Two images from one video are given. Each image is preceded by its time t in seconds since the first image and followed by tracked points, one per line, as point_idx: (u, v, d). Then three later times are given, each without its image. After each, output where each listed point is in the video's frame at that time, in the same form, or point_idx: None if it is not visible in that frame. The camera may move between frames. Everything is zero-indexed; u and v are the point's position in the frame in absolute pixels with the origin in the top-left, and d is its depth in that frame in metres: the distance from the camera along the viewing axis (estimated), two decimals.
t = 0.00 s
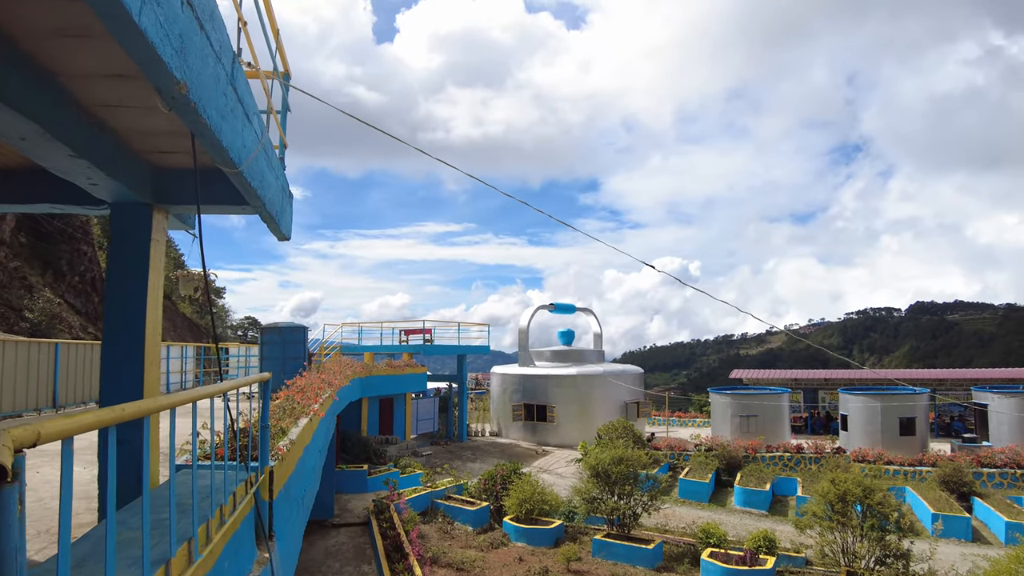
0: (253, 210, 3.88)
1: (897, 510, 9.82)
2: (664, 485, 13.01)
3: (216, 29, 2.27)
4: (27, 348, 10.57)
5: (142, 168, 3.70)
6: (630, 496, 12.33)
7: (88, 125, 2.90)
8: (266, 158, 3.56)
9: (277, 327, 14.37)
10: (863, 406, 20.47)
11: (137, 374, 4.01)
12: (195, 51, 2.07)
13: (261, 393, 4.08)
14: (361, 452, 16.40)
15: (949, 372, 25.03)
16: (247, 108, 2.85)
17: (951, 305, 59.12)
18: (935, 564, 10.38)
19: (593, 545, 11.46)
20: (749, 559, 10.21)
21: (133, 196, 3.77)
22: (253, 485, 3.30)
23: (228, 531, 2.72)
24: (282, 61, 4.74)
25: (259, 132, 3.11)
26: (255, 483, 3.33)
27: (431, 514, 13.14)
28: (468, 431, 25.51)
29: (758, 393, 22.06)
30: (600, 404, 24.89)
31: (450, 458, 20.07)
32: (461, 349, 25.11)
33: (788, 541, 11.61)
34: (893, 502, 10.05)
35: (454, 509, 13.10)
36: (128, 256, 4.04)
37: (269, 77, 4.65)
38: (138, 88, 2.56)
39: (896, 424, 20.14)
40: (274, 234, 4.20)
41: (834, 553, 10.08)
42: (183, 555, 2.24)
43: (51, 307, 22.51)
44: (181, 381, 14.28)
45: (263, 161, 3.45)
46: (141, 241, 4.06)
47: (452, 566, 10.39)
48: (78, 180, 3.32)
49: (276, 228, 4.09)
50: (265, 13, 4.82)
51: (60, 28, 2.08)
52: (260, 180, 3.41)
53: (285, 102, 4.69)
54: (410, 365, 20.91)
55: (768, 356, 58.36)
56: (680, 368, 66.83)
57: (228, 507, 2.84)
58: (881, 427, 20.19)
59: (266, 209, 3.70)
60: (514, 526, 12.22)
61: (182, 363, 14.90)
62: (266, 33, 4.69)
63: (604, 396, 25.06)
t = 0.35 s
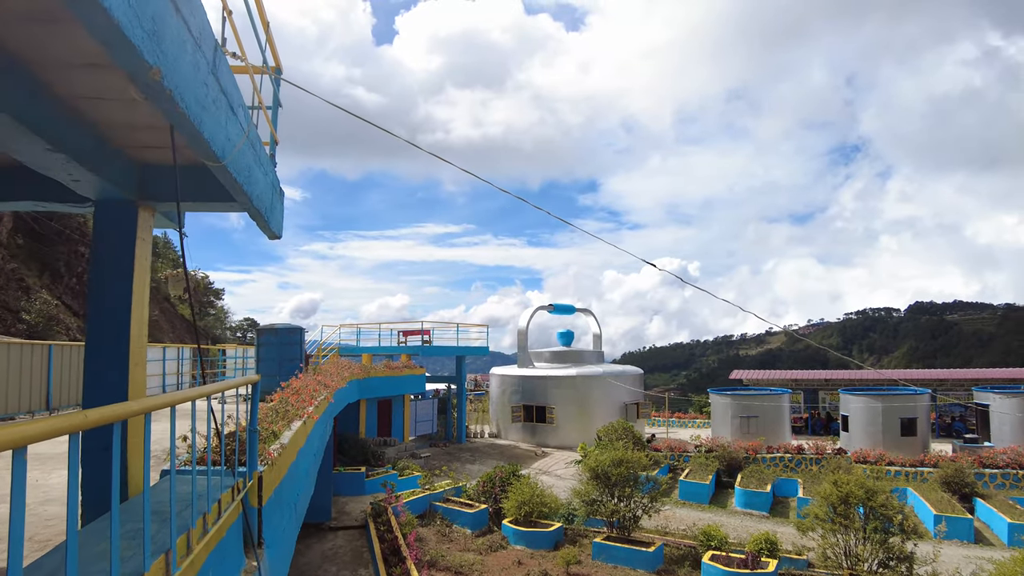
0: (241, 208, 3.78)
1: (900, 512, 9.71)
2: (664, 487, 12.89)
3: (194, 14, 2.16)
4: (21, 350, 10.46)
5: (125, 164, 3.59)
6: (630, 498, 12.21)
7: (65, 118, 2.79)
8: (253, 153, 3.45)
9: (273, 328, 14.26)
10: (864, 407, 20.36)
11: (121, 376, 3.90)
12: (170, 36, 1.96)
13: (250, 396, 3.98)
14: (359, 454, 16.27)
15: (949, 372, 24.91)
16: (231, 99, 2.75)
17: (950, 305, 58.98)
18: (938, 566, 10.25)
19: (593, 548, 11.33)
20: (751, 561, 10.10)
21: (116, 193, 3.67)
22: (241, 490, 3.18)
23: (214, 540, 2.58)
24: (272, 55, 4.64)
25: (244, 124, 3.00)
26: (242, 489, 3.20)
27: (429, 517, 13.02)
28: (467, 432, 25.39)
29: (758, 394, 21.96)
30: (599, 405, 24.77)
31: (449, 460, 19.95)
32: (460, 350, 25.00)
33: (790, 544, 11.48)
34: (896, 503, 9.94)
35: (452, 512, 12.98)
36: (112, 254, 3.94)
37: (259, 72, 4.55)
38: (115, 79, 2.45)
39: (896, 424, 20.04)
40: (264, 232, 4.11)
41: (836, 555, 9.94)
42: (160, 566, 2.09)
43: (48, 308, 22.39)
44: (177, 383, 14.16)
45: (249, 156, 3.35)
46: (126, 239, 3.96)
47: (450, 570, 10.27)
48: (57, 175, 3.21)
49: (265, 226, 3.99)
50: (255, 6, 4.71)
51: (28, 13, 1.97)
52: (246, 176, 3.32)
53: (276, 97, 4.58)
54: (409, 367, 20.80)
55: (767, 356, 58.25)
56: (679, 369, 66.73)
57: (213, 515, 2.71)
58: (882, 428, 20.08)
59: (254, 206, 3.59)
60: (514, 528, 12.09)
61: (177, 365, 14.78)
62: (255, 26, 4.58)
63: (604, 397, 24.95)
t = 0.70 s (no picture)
0: (232, 200, 3.72)
1: (905, 512, 9.61)
2: (665, 488, 12.80)
3: None
4: (17, 349, 10.33)
5: (112, 157, 3.52)
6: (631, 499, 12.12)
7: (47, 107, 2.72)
8: (242, 143, 3.39)
9: (271, 327, 14.16)
10: (865, 406, 20.26)
11: (110, 374, 3.81)
12: (150, 14, 1.90)
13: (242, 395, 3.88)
14: (358, 455, 16.17)
15: (950, 371, 24.84)
16: (218, 85, 2.70)
17: (949, 305, 58.99)
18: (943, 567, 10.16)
19: (593, 549, 11.23)
20: (754, 562, 10.00)
21: (104, 186, 3.60)
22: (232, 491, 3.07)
23: (202, 544, 2.46)
24: (266, 47, 4.54)
25: (231, 111, 2.95)
26: (234, 491, 3.10)
27: (429, 518, 12.92)
28: (466, 432, 25.30)
29: (758, 393, 21.88)
30: (600, 405, 24.68)
31: (448, 459, 19.85)
32: (459, 350, 24.91)
33: (792, 544, 11.38)
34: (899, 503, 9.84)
35: (451, 513, 12.87)
36: (101, 248, 3.85)
37: (252, 63, 4.46)
38: (98, 66, 2.39)
39: (898, 423, 19.96)
40: (258, 227, 4.04)
41: (839, 556, 9.84)
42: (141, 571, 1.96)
43: (46, 308, 22.27)
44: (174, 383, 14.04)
45: (238, 146, 3.29)
46: (115, 234, 3.86)
47: (449, 570, 10.17)
48: (41, 167, 3.14)
49: (259, 220, 3.93)
50: None
51: None
52: (236, 166, 3.27)
53: (269, 90, 4.50)
54: (408, 366, 20.71)
55: (767, 356, 58.19)
56: (679, 368, 66.66)
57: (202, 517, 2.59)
58: (883, 427, 20.00)
59: (245, 198, 3.54)
60: (513, 528, 11.99)
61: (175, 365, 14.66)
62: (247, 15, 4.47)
63: (604, 396, 24.86)
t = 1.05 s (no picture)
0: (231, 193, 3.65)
1: (910, 513, 9.51)
2: (668, 488, 12.71)
3: None
4: (14, 347, 10.22)
5: (106, 148, 3.46)
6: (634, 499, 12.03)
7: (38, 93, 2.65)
8: (241, 133, 3.34)
9: (271, 326, 14.09)
10: (868, 407, 20.17)
11: (104, 372, 3.72)
12: None
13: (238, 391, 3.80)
14: (358, 454, 16.08)
15: (952, 372, 24.75)
16: (216, 71, 2.64)
17: (949, 305, 58.89)
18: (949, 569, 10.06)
19: (596, 550, 11.14)
20: (758, 564, 9.89)
21: (99, 177, 3.55)
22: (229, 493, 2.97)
23: (197, 549, 2.36)
24: (266, 37, 4.47)
25: (229, 99, 2.89)
26: (232, 492, 3.01)
27: (429, 518, 12.83)
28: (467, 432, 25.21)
29: (760, 394, 21.80)
30: (601, 405, 24.60)
31: (449, 460, 19.78)
32: (460, 350, 24.83)
33: (796, 546, 11.28)
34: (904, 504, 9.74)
35: (452, 513, 12.78)
36: (95, 241, 3.77)
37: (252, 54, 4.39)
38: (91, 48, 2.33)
39: (900, 424, 19.87)
40: (257, 223, 3.98)
41: (843, 558, 9.76)
42: None
43: (45, 307, 22.18)
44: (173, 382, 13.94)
45: (236, 135, 3.23)
46: (109, 227, 3.79)
47: (450, 572, 10.08)
48: (34, 156, 3.07)
49: (259, 214, 3.87)
50: None
51: None
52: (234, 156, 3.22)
53: (269, 81, 4.43)
54: (408, 366, 20.65)
55: (767, 357, 58.11)
56: (679, 369, 66.60)
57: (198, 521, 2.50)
58: (885, 428, 19.91)
59: (244, 189, 3.48)
60: (514, 530, 11.91)
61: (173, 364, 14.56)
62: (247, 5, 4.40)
63: (605, 396, 24.78)
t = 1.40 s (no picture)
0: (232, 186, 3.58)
1: (915, 515, 9.45)
2: (670, 489, 12.64)
3: None
4: (12, 346, 10.13)
5: (103, 139, 3.39)
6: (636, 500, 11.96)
7: (33, 80, 2.59)
8: (242, 124, 3.28)
9: (271, 325, 14.00)
10: (869, 407, 20.09)
11: (102, 372, 3.63)
12: None
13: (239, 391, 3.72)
14: (358, 455, 16.00)
15: (953, 372, 24.70)
16: (218, 58, 2.58)
17: (948, 306, 58.83)
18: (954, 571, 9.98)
19: (598, 551, 11.06)
20: (761, 565, 9.82)
21: (96, 170, 3.48)
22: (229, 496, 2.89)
23: (197, 556, 2.28)
24: (267, 27, 4.38)
25: (231, 87, 2.83)
26: (233, 495, 2.94)
27: (430, 519, 12.76)
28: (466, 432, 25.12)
29: (761, 394, 21.74)
30: (601, 405, 24.52)
31: (449, 460, 19.71)
32: (460, 350, 24.75)
33: (799, 547, 11.22)
34: (909, 506, 9.67)
35: (453, 514, 12.71)
36: (94, 236, 3.69)
37: (254, 46, 4.31)
38: (88, 33, 2.27)
39: (902, 425, 19.81)
40: (259, 218, 3.90)
41: (847, 559, 9.70)
42: None
43: (44, 306, 22.08)
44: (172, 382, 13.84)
45: (238, 125, 3.17)
46: (108, 222, 3.71)
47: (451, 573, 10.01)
48: (29, 148, 3.00)
49: (260, 209, 3.79)
50: None
51: None
52: (236, 148, 3.15)
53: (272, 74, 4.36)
54: (409, 366, 20.59)
55: (766, 358, 58.09)
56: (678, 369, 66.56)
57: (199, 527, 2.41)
58: (887, 428, 19.85)
59: (245, 183, 3.42)
60: (516, 531, 11.83)
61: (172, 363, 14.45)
62: None
63: (606, 396, 24.71)
